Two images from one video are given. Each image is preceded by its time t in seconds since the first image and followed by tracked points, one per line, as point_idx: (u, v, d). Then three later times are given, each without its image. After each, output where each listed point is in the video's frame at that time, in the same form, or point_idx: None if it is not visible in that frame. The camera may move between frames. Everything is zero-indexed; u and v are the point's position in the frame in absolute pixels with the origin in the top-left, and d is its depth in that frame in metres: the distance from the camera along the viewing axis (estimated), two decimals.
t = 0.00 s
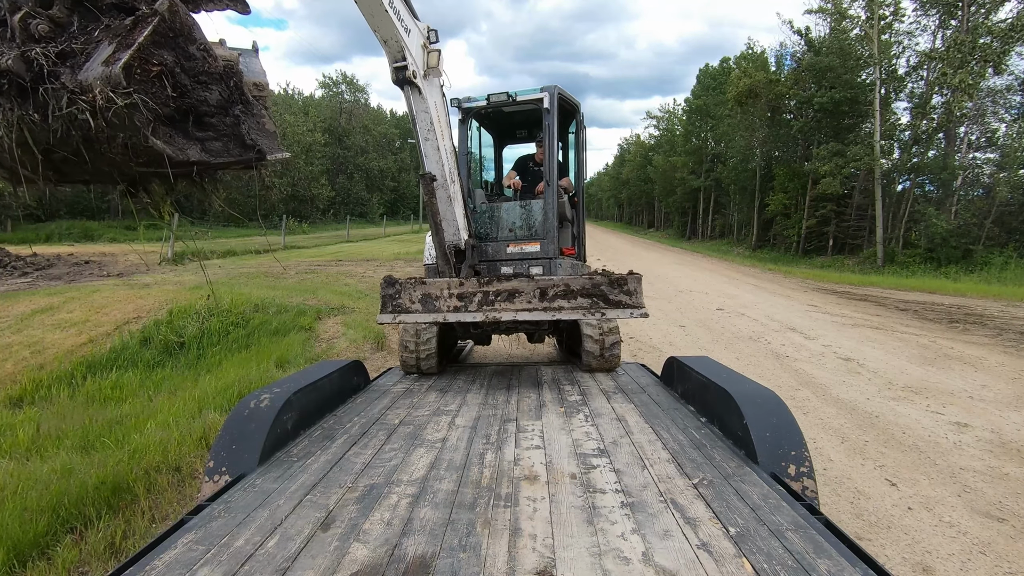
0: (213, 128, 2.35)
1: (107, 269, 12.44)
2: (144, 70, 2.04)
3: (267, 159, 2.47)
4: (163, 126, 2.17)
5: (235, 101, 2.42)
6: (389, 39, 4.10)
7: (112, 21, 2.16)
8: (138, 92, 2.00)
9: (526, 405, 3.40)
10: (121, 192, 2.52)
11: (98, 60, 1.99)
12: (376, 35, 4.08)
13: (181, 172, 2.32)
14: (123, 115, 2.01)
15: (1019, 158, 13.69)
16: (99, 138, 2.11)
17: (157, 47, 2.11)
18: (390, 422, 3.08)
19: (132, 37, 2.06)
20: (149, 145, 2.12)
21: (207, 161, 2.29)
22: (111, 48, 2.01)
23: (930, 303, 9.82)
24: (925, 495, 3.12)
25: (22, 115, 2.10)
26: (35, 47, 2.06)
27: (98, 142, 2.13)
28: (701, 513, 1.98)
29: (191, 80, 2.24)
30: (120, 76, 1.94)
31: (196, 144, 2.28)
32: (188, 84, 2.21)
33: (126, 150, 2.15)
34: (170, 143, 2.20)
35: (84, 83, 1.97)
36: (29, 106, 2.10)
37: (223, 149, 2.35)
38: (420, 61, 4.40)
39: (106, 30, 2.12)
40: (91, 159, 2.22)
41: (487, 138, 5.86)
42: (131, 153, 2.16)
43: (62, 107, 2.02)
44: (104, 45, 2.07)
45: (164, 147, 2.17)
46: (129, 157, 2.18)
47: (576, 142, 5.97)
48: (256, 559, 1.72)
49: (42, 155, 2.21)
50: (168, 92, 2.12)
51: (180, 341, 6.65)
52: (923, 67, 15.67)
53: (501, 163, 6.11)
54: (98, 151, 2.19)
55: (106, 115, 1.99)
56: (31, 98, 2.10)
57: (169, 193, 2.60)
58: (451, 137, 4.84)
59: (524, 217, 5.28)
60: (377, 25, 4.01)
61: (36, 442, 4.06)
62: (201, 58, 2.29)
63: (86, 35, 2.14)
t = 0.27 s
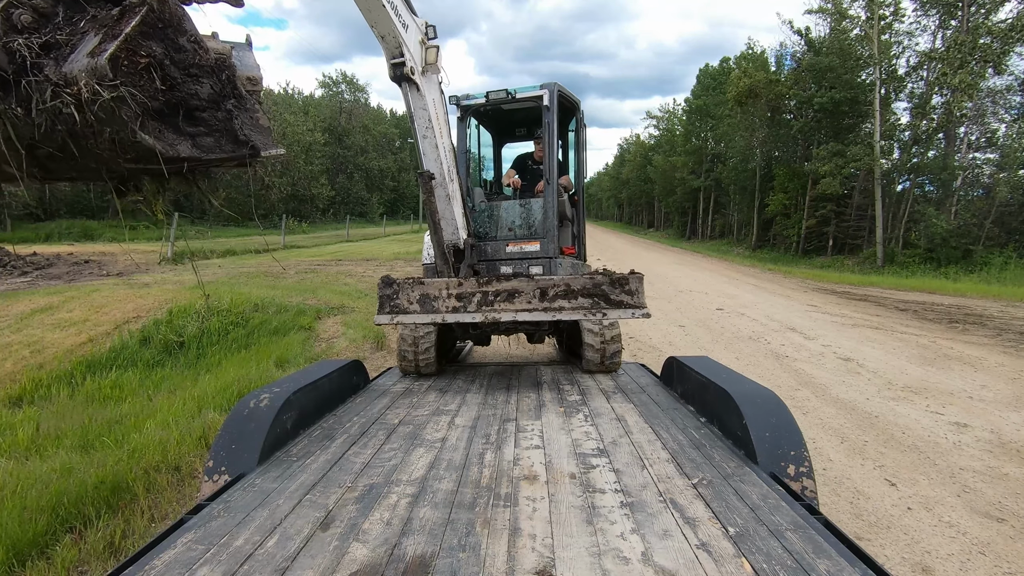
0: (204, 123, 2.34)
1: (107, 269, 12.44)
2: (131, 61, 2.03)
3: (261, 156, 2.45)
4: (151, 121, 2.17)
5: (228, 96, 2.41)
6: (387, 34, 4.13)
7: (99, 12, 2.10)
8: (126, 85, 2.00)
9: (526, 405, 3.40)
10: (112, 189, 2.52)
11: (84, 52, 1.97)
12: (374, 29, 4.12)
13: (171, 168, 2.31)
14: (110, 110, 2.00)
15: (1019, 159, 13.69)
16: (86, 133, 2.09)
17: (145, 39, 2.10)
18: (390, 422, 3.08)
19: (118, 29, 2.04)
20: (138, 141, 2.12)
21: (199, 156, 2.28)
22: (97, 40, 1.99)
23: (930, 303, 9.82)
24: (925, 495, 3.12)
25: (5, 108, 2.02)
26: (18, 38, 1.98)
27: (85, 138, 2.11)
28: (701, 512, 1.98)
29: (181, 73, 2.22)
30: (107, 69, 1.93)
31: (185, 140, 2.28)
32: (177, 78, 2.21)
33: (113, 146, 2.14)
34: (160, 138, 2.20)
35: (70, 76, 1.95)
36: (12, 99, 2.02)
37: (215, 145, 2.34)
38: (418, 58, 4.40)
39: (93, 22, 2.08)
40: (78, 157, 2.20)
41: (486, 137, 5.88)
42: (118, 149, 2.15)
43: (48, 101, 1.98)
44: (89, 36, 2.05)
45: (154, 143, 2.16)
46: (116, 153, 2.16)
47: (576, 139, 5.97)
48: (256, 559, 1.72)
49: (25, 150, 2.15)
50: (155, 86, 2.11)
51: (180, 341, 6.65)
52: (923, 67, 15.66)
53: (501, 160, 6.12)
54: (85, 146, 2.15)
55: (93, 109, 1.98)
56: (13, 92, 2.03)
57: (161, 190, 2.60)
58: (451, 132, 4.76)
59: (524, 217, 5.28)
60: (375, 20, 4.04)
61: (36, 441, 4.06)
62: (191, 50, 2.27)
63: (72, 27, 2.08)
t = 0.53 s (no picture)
0: (193, 125, 2.30)
1: (107, 268, 12.43)
2: (115, 61, 2.04)
3: (252, 158, 2.42)
4: (136, 124, 2.14)
5: (219, 96, 2.37)
6: (385, 31, 4.11)
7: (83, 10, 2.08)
8: (109, 87, 2.00)
9: (526, 405, 3.40)
10: (101, 194, 2.52)
11: (65, 52, 1.97)
12: (372, 26, 4.09)
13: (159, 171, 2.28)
14: (93, 112, 2.00)
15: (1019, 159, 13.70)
16: (70, 135, 2.08)
17: (130, 39, 2.10)
18: (390, 422, 3.08)
19: (102, 27, 2.03)
20: (122, 144, 2.10)
21: (186, 159, 2.24)
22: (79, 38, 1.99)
23: (930, 304, 9.83)
24: (925, 495, 3.12)
25: None
26: None
27: (68, 140, 2.10)
28: (701, 513, 1.98)
29: (168, 74, 2.20)
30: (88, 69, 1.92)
31: (173, 142, 2.24)
32: (164, 79, 2.18)
33: (98, 148, 2.12)
34: (146, 141, 2.17)
35: (51, 76, 1.95)
36: None
37: (204, 148, 2.31)
38: (417, 55, 4.39)
39: (76, 19, 2.06)
40: (64, 161, 2.19)
41: (486, 136, 5.88)
42: (103, 151, 2.13)
43: (28, 102, 1.98)
44: (73, 34, 2.04)
45: (138, 145, 2.13)
46: (102, 156, 2.14)
47: (578, 138, 5.96)
48: (256, 559, 1.72)
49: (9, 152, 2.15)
50: (140, 87, 2.09)
51: (180, 340, 6.64)
52: (923, 67, 15.67)
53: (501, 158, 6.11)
54: (71, 149, 2.14)
55: (75, 110, 1.97)
56: None
57: (153, 193, 2.61)
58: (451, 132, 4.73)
59: (524, 217, 5.28)
60: (373, 17, 4.02)
61: (35, 441, 4.05)
62: (179, 49, 2.23)
63: (55, 24, 2.07)
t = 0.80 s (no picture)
0: (183, 111, 2.28)
1: (107, 268, 12.42)
2: (103, 44, 2.02)
3: (244, 147, 2.41)
4: (125, 108, 2.13)
5: (210, 82, 2.36)
6: (384, 27, 4.09)
7: None
8: (95, 70, 1.98)
9: (525, 405, 3.40)
10: (93, 184, 2.52)
11: (52, 34, 1.97)
12: (371, 22, 4.08)
13: (149, 158, 2.27)
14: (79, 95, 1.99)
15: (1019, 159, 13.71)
16: (56, 119, 2.07)
17: (118, 21, 2.08)
18: (390, 422, 3.07)
19: (88, 9, 1.99)
20: (109, 129, 2.09)
21: (176, 146, 2.23)
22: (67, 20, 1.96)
23: (930, 303, 9.84)
24: (924, 495, 3.12)
25: None
26: None
27: (55, 125, 2.10)
28: (700, 513, 1.98)
29: (157, 58, 2.18)
30: (74, 51, 1.90)
31: (162, 128, 2.23)
32: (153, 64, 2.16)
33: (85, 134, 2.12)
34: (134, 127, 2.16)
35: (37, 58, 1.94)
36: None
37: (194, 135, 2.29)
38: (416, 51, 4.40)
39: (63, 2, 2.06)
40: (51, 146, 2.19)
41: (486, 134, 5.88)
42: (91, 137, 2.12)
43: (13, 85, 1.97)
44: (59, 16, 2.01)
45: (127, 131, 2.13)
46: (89, 142, 2.13)
47: (579, 137, 5.96)
48: (254, 559, 1.72)
49: None
50: (128, 71, 2.08)
51: (179, 340, 6.64)
52: (923, 67, 15.67)
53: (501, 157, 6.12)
54: (56, 136, 2.13)
55: (61, 94, 1.97)
56: None
57: (144, 185, 2.58)
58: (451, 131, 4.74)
59: (524, 216, 5.27)
60: (372, 12, 4.01)
61: (35, 441, 4.05)
62: (169, 33, 2.23)
63: (41, 7, 2.07)
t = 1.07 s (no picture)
0: (173, 106, 2.18)
1: (107, 268, 12.43)
2: (87, 35, 1.91)
3: (237, 144, 2.32)
4: (111, 103, 2.02)
5: (201, 77, 2.27)
6: (383, 22, 4.08)
7: None
8: (79, 62, 1.87)
9: (525, 405, 3.40)
10: (80, 180, 2.35)
11: (33, 25, 1.85)
12: (370, 17, 4.07)
13: (137, 156, 2.16)
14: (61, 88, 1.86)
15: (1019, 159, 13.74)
16: (39, 114, 1.96)
17: (104, 12, 1.97)
18: (390, 422, 3.08)
19: None
20: (94, 125, 1.97)
21: (166, 143, 2.13)
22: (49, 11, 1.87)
23: (930, 303, 9.84)
24: (924, 495, 3.12)
25: None
26: None
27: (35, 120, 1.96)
28: (700, 513, 1.98)
29: (145, 51, 2.08)
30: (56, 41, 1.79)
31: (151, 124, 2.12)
32: (141, 57, 2.06)
33: (68, 129, 2.00)
34: (121, 122, 2.04)
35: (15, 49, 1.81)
36: None
37: (185, 131, 2.19)
38: (416, 47, 4.39)
39: None
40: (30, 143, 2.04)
41: (486, 133, 5.90)
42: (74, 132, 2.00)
43: None
44: (42, 7, 1.91)
45: (113, 126, 2.00)
46: (74, 138, 2.01)
47: (580, 136, 5.96)
48: (255, 559, 1.72)
49: None
50: (115, 64, 1.97)
51: (179, 340, 6.63)
52: (923, 67, 15.68)
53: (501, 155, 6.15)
54: (40, 131, 2.01)
55: (43, 86, 1.84)
56: None
57: (137, 180, 2.45)
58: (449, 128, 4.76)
59: (524, 216, 5.27)
60: (371, 8, 4.00)
61: (34, 441, 4.04)
62: (158, 26, 2.13)
63: None
